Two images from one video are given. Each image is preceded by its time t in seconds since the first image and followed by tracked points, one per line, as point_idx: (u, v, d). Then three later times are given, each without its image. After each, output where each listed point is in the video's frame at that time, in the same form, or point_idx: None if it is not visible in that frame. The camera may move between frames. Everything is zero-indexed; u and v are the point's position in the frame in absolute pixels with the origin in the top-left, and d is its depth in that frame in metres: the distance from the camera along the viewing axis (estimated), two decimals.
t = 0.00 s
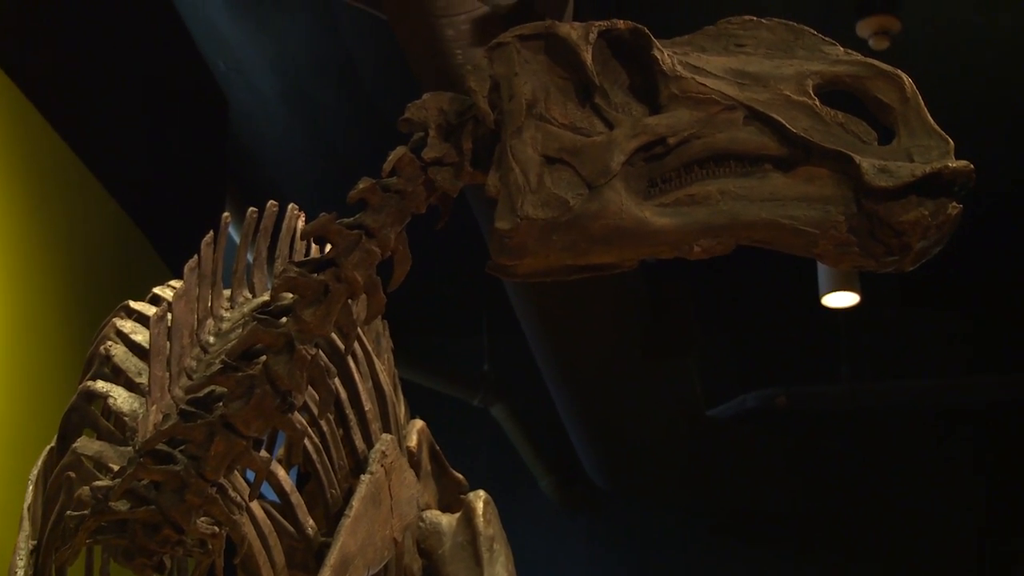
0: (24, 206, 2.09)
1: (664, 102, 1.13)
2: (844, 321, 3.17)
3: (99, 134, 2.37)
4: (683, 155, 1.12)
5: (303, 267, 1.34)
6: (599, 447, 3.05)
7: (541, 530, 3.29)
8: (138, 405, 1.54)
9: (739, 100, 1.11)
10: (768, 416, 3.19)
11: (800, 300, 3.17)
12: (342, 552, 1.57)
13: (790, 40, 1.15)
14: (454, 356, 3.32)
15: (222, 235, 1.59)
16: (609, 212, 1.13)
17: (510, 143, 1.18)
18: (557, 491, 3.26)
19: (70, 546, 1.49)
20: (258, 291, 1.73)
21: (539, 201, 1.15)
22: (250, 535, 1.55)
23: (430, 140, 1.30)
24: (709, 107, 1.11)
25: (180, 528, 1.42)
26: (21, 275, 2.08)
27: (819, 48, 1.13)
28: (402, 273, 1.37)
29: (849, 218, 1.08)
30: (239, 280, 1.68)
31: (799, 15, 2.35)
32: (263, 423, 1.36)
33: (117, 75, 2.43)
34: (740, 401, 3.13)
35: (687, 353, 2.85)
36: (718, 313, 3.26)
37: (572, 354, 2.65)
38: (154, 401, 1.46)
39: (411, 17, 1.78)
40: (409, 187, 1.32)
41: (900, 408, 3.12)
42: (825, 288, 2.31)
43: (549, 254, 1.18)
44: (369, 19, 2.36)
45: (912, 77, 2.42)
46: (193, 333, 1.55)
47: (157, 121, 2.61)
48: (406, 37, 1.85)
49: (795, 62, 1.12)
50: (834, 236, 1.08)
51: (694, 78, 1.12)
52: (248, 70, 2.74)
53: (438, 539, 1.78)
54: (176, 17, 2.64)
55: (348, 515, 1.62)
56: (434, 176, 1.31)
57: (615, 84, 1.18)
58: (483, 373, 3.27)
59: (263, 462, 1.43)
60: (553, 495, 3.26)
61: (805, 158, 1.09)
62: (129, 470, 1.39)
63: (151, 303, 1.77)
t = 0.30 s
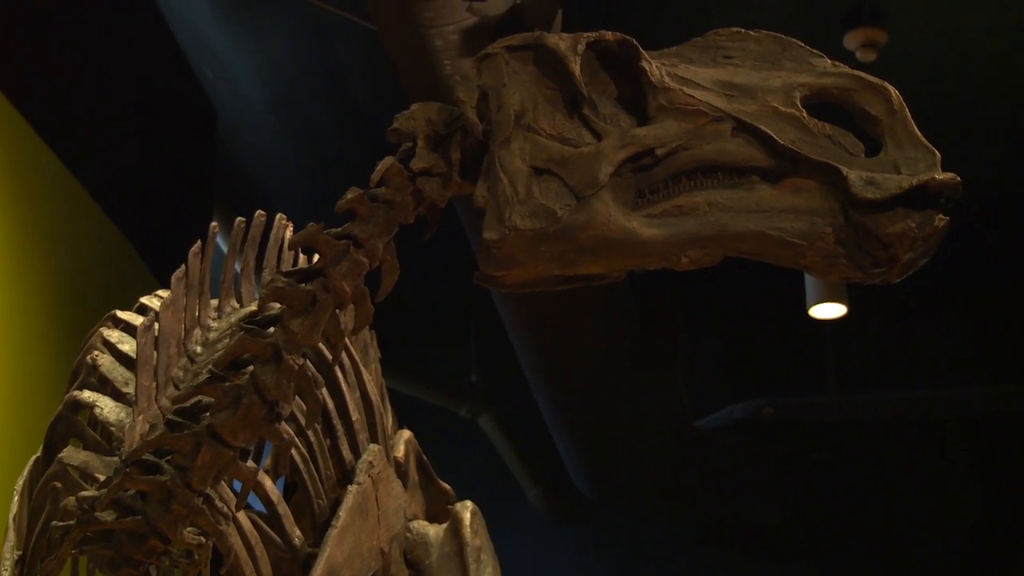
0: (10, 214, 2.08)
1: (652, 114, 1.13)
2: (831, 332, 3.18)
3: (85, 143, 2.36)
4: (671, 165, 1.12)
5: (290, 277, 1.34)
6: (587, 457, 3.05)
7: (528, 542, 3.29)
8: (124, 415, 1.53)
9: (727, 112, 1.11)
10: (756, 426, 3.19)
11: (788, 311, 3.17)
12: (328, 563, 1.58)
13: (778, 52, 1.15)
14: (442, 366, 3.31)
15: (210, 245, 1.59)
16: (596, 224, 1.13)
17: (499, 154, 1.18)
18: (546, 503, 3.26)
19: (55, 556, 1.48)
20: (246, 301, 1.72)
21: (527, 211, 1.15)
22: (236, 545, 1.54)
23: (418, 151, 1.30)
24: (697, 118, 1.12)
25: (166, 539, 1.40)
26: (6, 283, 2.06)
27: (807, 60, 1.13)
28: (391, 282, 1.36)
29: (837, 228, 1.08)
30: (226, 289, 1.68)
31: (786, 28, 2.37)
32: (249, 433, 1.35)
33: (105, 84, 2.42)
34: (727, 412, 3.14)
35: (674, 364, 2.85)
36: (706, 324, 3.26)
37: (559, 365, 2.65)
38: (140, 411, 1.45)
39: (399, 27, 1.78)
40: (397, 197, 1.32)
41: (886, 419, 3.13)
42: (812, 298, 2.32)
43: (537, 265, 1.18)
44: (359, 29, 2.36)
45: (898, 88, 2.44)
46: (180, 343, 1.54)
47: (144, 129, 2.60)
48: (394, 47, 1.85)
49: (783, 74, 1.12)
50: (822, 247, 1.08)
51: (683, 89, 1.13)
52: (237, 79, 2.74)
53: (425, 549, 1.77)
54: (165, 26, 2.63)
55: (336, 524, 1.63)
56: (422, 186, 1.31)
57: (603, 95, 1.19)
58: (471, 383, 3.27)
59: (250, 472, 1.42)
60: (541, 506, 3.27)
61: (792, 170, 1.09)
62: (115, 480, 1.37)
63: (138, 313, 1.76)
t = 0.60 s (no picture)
0: None
1: (640, 125, 1.13)
2: (820, 342, 3.18)
3: (75, 151, 2.36)
4: (659, 177, 1.13)
5: (279, 287, 1.34)
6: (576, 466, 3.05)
7: (520, 554, 3.30)
8: (113, 425, 1.52)
9: (716, 123, 1.11)
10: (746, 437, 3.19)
11: (777, 322, 3.18)
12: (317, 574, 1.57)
13: (768, 64, 1.16)
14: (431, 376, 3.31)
15: (199, 254, 1.58)
16: (586, 233, 1.12)
17: (488, 165, 1.18)
18: (534, 513, 3.27)
19: (42, 567, 1.45)
20: (235, 311, 1.72)
21: (516, 222, 1.15)
22: (224, 555, 1.52)
23: (407, 160, 1.30)
24: (686, 129, 1.12)
25: (154, 549, 1.38)
26: None
27: (797, 72, 1.14)
28: (379, 293, 1.37)
29: (824, 240, 1.09)
30: (215, 299, 1.67)
31: (776, 39, 2.38)
32: (238, 443, 1.35)
33: (96, 92, 2.42)
34: (715, 423, 3.21)
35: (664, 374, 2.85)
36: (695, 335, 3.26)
37: (549, 375, 2.65)
38: (128, 420, 1.43)
39: (388, 37, 1.78)
40: (387, 207, 1.32)
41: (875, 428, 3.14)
42: (801, 309, 2.32)
43: (526, 275, 1.18)
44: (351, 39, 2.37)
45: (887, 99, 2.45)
46: (168, 352, 1.53)
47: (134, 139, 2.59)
48: (383, 57, 1.86)
49: (772, 86, 1.13)
50: (808, 260, 1.09)
51: (672, 101, 1.13)
52: (227, 88, 2.72)
53: (413, 560, 1.75)
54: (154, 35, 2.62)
55: (324, 535, 1.63)
56: (411, 197, 1.31)
57: (593, 106, 1.19)
58: (460, 393, 3.26)
59: (238, 482, 1.41)
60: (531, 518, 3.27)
61: (780, 180, 1.09)
62: (103, 490, 1.36)
63: (127, 322, 1.75)
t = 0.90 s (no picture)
0: None
1: (631, 133, 1.13)
2: (809, 351, 3.19)
3: (64, 157, 2.35)
4: (648, 187, 1.13)
5: (268, 294, 1.34)
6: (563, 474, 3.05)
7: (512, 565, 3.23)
8: (100, 433, 1.51)
9: (705, 133, 1.11)
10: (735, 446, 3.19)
11: (765, 331, 3.18)
12: None
13: (757, 73, 1.16)
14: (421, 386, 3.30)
15: (188, 263, 1.57)
16: (575, 242, 1.13)
17: (478, 173, 1.18)
18: (524, 522, 3.23)
19: None
20: (223, 319, 1.71)
21: (506, 230, 1.15)
22: (212, 565, 1.50)
23: (397, 169, 1.30)
24: (675, 138, 1.12)
25: (142, 558, 1.36)
26: None
27: (785, 82, 1.14)
28: (368, 301, 1.37)
29: (814, 249, 1.09)
30: (204, 307, 1.67)
31: (765, 50, 2.39)
32: (227, 452, 1.34)
33: (83, 98, 2.40)
34: (704, 432, 3.30)
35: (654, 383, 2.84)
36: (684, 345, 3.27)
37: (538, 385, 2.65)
38: (117, 428, 1.43)
39: (377, 47, 1.78)
40: (376, 216, 1.32)
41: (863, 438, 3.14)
42: (789, 319, 2.32)
43: (516, 283, 1.18)
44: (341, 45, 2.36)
45: (874, 109, 2.47)
46: (157, 360, 1.53)
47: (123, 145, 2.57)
48: (372, 66, 1.86)
49: (761, 96, 1.14)
50: (798, 268, 1.09)
51: (662, 110, 1.13)
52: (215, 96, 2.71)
53: (401, 569, 1.75)
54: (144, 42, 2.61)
55: (312, 544, 1.62)
56: (401, 206, 1.32)
57: (583, 116, 1.19)
58: (450, 402, 3.25)
59: (227, 490, 1.40)
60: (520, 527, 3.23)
61: (769, 190, 1.10)
62: (90, 499, 1.34)
63: (115, 330, 1.74)
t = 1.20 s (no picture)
0: None
1: (621, 141, 1.13)
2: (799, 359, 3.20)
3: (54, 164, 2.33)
4: (639, 195, 1.13)
5: (258, 302, 1.33)
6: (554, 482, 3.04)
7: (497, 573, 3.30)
8: (90, 440, 1.50)
9: (696, 141, 1.12)
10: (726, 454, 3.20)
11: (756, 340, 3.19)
12: None
13: (747, 82, 1.16)
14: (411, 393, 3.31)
15: (179, 269, 1.57)
16: (565, 250, 1.13)
17: (468, 181, 1.18)
18: (512, 527, 3.32)
19: None
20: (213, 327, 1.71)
21: (496, 238, 1.15)
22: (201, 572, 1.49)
23: (387, 176, 1.30)
24: (665, 146, 1.12)
25: (130, 566, 1.35)
26: None
27: (775, 90, 1.15)
28: (359, 307, 1.36)
29: (804, 257, 1.09)
30: (193, 314, 1.66)
31: (756, 58, 2.40)
32: (216, 459, 1.33)
33: (74, 104, 2.39)
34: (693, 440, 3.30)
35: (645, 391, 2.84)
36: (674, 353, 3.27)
37: (529, 393, 2.65)
38: (106, 436, 1.42)
39: (368, 55, 1.78)
40: (367, 223, 1.32)
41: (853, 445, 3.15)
42: (779, 327, 2.32)
43: (506, 290, 1.17)
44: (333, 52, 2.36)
45: (864, 118, 2.48)
46: (146, 367, 1.53)
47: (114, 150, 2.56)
48: (363, 74, 1.86)
49: (751, 105, 1.14)
50: (788, 276, 1.09)
51: (652, 118, 1.13)
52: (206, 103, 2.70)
53: None
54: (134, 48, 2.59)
55: (302, 551, 1.61)
56: (392, 212, 1.31)
57: (573, 123, 1.19)
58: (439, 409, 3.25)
59: (216, 498, 1.39)
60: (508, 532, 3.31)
61: (761, 199, 1.10)
62: (78, 506, 1.33)
63: (105, 337, 1.73)
